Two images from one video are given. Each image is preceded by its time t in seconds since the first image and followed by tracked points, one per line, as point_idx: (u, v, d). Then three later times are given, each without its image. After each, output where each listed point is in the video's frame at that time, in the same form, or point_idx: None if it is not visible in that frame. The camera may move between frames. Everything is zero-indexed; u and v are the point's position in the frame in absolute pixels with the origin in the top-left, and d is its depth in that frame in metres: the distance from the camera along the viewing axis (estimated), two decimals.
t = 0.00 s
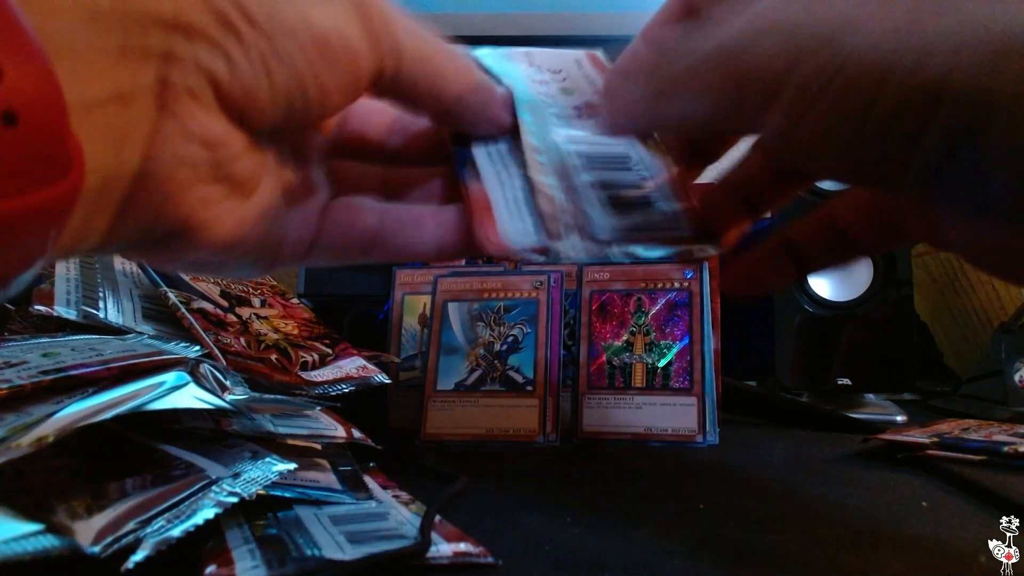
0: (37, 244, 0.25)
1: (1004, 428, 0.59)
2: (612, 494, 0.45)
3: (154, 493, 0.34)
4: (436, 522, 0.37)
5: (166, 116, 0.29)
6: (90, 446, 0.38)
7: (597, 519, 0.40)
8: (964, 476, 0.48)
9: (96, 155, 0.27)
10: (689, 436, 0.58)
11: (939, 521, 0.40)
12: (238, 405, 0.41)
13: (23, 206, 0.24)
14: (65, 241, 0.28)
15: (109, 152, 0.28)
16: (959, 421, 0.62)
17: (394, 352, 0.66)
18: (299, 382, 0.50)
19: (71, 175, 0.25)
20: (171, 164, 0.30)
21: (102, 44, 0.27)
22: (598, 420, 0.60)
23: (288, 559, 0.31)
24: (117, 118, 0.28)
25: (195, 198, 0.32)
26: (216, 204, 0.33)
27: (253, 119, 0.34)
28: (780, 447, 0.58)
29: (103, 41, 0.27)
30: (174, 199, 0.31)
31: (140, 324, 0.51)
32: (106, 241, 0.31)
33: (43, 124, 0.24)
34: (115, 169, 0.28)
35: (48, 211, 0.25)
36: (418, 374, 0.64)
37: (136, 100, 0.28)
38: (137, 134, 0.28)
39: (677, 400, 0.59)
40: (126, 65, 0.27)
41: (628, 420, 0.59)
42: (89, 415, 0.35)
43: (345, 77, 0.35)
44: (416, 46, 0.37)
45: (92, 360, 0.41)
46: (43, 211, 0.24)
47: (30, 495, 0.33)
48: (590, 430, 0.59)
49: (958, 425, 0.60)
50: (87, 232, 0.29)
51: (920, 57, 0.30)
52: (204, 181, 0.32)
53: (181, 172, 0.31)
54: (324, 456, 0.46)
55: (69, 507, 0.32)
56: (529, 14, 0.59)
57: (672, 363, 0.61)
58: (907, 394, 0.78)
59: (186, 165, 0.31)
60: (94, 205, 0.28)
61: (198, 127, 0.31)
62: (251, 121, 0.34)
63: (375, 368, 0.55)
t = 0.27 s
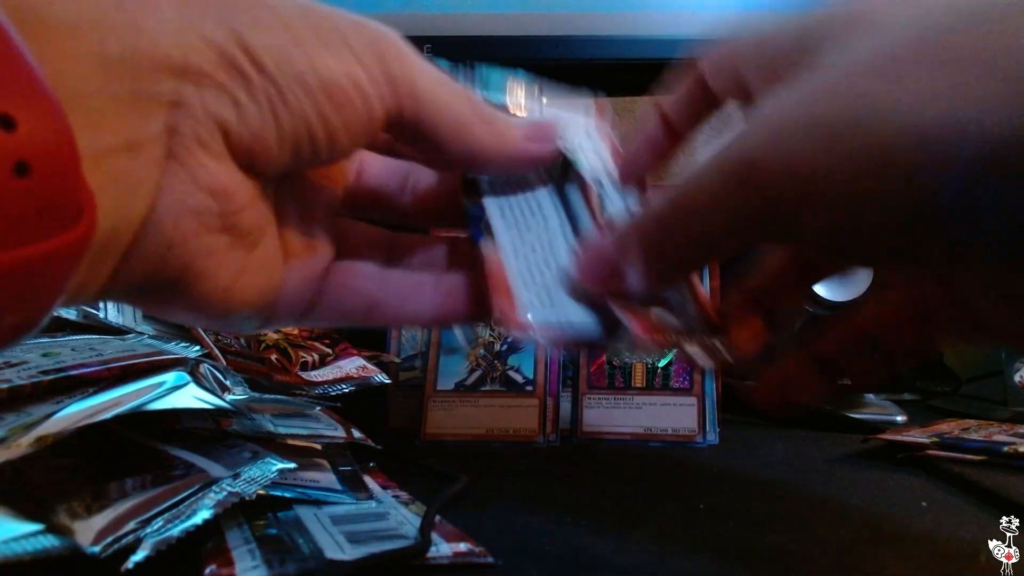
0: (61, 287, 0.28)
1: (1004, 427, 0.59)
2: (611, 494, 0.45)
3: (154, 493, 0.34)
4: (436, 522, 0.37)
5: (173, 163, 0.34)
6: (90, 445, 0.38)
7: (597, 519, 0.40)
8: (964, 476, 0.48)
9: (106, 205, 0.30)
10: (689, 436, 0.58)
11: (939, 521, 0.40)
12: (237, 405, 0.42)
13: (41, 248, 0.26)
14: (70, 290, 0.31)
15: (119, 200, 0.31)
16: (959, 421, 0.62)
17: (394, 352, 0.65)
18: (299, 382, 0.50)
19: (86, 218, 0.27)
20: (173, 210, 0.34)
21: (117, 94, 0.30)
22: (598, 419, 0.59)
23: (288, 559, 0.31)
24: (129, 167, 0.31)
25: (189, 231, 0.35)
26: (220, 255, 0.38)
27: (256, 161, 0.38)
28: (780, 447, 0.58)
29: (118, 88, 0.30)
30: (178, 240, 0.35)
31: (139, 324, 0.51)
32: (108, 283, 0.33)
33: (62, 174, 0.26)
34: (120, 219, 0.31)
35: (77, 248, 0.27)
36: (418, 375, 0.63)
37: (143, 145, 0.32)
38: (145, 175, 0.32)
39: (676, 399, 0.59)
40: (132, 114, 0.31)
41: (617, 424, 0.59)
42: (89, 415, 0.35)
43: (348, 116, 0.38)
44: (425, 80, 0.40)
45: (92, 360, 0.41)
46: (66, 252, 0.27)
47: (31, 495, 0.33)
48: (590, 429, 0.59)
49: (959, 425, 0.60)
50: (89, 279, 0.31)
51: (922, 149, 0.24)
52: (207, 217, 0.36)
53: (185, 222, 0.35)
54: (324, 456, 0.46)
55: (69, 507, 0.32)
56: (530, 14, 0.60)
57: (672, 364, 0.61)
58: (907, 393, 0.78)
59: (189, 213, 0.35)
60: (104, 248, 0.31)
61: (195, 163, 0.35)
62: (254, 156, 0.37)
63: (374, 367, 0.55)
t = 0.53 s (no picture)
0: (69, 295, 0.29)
1: (1004, 427, 0.59)
2: (611, 495, 0.45)
3: (154, 493, 0.34)
4: (436, 522, 0.37)
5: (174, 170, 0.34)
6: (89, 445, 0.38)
7: (597, 519, 0.40)
8: (964, 476, 0.48)
9: (112, 220, 0.31)
10: (688, 436, 0.58)
11: (939, 521, 0.40)
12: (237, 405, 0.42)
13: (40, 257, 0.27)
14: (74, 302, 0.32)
15: (120, 217, 0.32)
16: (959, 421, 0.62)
17: (393, 352, 0.65)
18: (299, 382, 0.50)
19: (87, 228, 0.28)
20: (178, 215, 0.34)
21: (116, 100, 0.31)
22: (599, 420, 0.59)
23: (288, 559, 0.31)
24: (129, 175, 0.32)
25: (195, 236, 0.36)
26: (220, 263, 0.38)
27: (255, 166, 0.38)
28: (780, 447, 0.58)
29: (118, 96, 0.31)
30: (182, 251, 0.35)
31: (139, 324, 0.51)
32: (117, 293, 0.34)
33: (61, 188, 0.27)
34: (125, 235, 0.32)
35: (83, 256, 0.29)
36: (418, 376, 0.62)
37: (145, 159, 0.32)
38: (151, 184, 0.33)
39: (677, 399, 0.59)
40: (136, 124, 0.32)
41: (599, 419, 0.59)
42: (89, 415, 0.35)
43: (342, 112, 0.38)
44: (420, 80, 0.40)
45: (92, 360, 0.41)
46: (66, 262, 0.28)
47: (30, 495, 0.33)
48: (590, 430, 0.59)
49: (958, 425, 0.60)
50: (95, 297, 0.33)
51: (911, 219, 0.28)
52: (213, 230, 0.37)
53: (188, 229, 0.35)
54: (324, 456, 0.46)
55: (68, 507, 0.32)
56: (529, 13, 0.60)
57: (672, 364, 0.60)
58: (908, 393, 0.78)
59: (190, 219, 0.35)
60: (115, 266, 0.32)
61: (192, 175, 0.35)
62: (254, 160, 0.38)
63: (375, 367, 0.54)
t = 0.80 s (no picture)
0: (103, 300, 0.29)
1: (1004, 427, 0.59)
2: (611, 494, 0.45)
3: (155, 493, 0.34)
4: (436, 522, 0.37)
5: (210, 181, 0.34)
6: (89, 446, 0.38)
7: (597, 519, 0.40)
8: (963, 476, 0.48)
9: (155, 229, 0.31)
10: (689, 436, 0.58)
11: (939, 521, 0.40)
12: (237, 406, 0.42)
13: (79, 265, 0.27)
14: (113, 310, 0.31)
15: (164, 224, 0.31)
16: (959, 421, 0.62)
17: (393, 352, 0.65)
18: (300, 382, 0.50)
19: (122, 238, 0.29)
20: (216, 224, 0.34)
21: (154, 112, 0.31)
22: (598, 420, 0.59)
23: (288, 559, 0.31)
24: (167, 184, 0.31)
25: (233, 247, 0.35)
26: (254, 273, 0.38)
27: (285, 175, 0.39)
28: (780, 447, 0.58)
29: (155, 107, 0.31)
30: (216, 262, 0.35)
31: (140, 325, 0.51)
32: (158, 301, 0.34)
33: (96, 199, 0.27)
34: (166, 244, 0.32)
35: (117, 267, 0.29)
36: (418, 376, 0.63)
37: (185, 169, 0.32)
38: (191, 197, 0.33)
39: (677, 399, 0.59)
40: (178, 136, 0.32)
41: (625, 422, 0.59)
42: (89, 416, 0.35)
43: (371, 124, 0.39)
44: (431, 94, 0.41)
45: (92, 360, 0.41)
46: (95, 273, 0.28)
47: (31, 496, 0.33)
48: (590, 430, 0.59)
49: (959, 425, 0.60)
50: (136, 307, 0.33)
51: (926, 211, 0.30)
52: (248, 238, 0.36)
53: (226, 240, 0.35)
54: (325, 456, 0.46)
55: (69, 507, 0.33)
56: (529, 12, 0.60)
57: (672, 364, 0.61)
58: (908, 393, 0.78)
59: (228, 231, 0.35)
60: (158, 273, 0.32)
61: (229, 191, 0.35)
62: (287, 174, 0.39)
63: (375, 367, 0.54)
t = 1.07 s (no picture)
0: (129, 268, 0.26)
1: (1004, 427, 0.59)
2: (611, 495, 0.45)
3: (155, 493, 0.34)
4: (436, 522, 0.37)
5: (234, 143, 0.30)
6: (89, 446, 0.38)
7: (596, 519, 0.40)
8: (964, 476, 0.48)
9: (174, 195, 0.27)
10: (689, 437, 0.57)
11: (939, 521, 0.40)
12: (237, 406, 0.42)
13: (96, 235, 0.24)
14: (133, 284, 0.27)
15: (183, 195, 0.28)
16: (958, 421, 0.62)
17: (393, 352, 0.65)
18: (299, 382, 0.50)
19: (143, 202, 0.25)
20: (239, 189, 0.30)
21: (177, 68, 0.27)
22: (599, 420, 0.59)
23: (288, 559, 0.31)
24: (187, 148, 0.27)
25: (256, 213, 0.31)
26: (287, 245, 0.33)
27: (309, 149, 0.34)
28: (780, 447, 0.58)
29: (177, 65, 0.28)
30: (245, 229, 0.31)
31: (140, 325, 0.51)
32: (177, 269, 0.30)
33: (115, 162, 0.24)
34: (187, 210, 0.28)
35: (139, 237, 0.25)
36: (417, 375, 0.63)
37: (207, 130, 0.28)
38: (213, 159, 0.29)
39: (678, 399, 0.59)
40: (199, 91, 0.28)
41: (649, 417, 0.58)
42: (89, 416, 0.35)
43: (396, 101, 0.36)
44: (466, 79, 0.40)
45: (92, 360, 0.41)
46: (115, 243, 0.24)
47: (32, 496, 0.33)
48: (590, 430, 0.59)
49: (959, 425, 0.60)
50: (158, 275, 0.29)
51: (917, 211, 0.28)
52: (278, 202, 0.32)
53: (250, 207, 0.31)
54: (324, 456, 0.46)
55: (69, 507, 0.32)
56: (525, 13, 0.61)
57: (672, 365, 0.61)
58: (907, 393, 0.78)
59: (253, 197, 0.31)
60: (177, 240, 0.29)
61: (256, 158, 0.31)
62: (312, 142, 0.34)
63: (375, 367, 0.54)
